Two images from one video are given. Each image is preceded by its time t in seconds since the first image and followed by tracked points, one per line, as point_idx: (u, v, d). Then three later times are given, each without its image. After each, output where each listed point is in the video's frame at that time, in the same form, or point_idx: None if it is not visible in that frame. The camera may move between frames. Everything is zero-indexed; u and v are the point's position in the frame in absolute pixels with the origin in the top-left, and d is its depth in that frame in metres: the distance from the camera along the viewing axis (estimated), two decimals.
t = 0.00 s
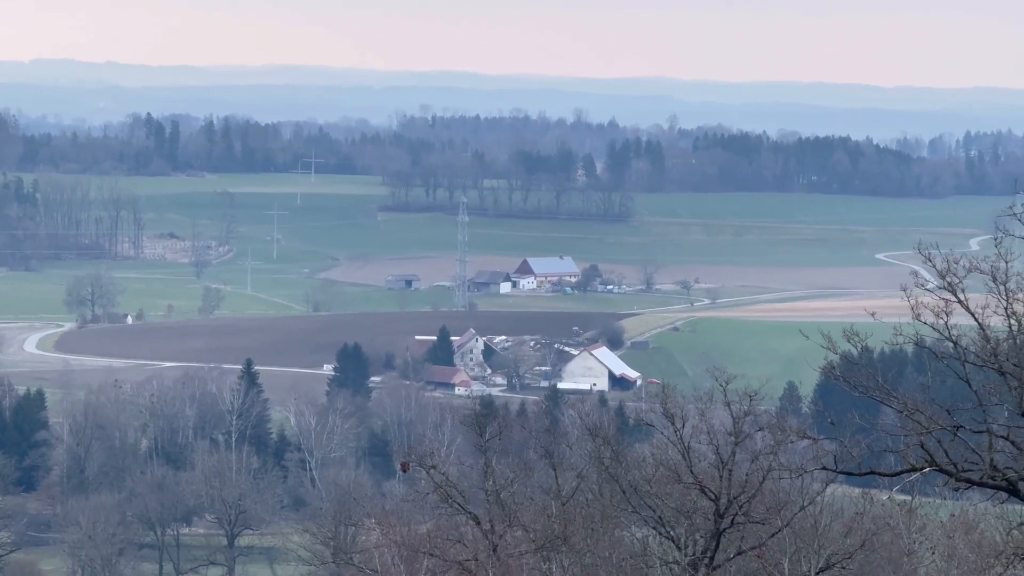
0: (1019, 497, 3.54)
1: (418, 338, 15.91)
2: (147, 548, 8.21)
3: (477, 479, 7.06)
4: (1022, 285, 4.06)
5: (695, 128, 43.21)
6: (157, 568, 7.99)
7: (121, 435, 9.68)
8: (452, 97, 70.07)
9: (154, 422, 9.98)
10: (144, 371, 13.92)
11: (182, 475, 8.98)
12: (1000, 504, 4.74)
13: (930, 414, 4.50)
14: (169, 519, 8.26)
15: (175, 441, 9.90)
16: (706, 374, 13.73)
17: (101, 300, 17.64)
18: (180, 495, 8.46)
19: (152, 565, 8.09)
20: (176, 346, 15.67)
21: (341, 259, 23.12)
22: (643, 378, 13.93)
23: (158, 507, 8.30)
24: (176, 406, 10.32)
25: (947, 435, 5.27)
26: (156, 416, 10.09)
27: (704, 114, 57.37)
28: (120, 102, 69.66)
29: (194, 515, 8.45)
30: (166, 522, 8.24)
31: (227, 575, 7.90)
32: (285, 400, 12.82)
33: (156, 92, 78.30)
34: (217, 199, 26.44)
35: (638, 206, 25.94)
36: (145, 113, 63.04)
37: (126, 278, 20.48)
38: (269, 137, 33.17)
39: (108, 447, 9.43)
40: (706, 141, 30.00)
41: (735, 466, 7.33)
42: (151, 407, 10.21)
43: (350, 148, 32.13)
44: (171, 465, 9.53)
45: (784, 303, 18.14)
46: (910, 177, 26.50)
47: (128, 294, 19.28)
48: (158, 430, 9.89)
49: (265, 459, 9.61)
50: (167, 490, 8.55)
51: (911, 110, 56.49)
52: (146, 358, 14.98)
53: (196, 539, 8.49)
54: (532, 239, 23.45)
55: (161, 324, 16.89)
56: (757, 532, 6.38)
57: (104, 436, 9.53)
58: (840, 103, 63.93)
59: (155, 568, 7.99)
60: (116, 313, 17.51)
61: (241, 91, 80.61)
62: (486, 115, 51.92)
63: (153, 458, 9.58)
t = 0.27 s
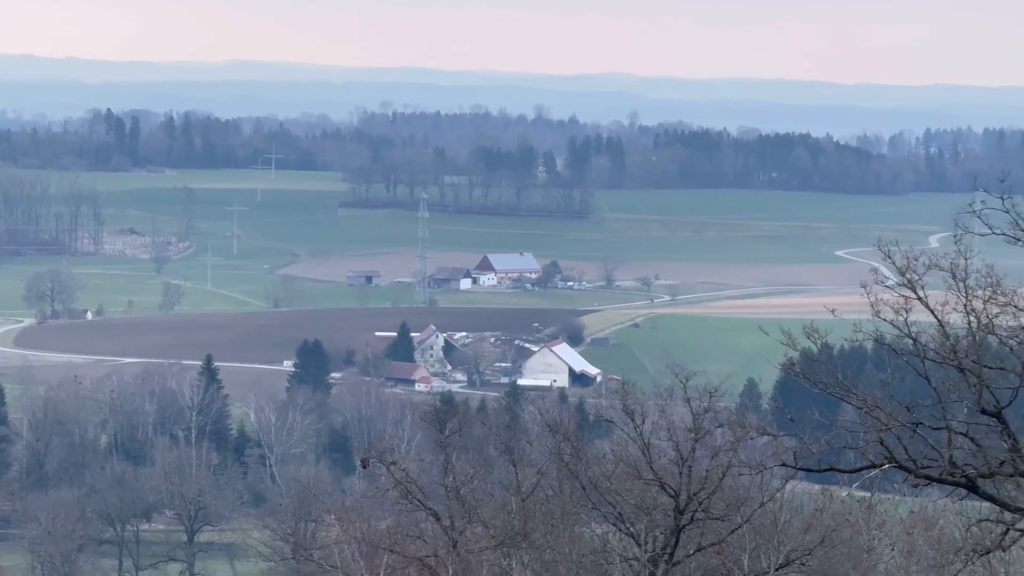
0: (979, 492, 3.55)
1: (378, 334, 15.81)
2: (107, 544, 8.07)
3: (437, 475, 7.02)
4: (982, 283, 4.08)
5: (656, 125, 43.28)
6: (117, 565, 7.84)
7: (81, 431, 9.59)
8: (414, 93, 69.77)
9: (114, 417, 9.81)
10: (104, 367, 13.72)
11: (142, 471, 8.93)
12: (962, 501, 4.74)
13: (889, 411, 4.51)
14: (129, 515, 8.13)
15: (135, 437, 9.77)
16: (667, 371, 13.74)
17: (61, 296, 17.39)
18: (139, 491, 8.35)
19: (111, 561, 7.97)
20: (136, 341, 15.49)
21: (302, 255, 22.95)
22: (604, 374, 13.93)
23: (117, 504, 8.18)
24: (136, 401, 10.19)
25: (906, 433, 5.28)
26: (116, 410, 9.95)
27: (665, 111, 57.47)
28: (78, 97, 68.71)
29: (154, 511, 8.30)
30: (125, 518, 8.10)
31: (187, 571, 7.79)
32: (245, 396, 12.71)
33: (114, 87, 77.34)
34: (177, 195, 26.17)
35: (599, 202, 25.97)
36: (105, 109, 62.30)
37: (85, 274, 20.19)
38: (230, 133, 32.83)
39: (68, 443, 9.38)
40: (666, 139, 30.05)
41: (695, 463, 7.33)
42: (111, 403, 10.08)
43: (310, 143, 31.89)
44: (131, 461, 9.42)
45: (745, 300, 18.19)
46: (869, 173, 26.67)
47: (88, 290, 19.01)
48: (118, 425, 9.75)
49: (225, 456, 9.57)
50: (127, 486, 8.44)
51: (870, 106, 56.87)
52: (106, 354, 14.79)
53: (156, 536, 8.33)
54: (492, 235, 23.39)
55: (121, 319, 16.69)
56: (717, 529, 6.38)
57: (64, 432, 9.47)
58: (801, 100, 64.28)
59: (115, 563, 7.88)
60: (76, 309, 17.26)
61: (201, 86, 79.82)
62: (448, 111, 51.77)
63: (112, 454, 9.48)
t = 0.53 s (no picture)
0: (932, 490, 3.60)
1: (332, 331, 15.66)
2: (60, 541, 7.99)
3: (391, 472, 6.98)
4: (935, 280, 4.15)
5: (612, 121, 43.35)
6: (70, 562, 7.73)
7: (33, 428, 9.51)
8: (370, 90, 69.29)
9: (67, 413, 9.74)
10: (57, 364, 13.48)
11: (96, 468, 8.84)
12: (909, 498, 4.84)
13: (842, 408, 4.54)
14: (82, 512, 8.05)
15: (88, 434, 9.69)
16: (621, 368, 13.77)
17: (13, 294, 17.10)
18: (92, 488, 8.25)
19: (64, 557, 7.87)
20: (89, 338, 15.26)
21: (256, 252, 22.73)
22: (558, 371, 13.90)
23: (70, 501, 8.08)
24: (88, 398, 10.05)
25: (858, 429, 5.34)
26: (68, 407, 9.82)
27: (621, 108, 57.53)
28: (26, 92, 67.50)
29: (107, 508, 8.22)
30: (79, 515, 8.01)
31: (141, 567, 7.64)
32: (199, 393, 12.60)
33: (64, 81, 76.07)
34: (131, 192, 25.85)
35: (553, 200, 26.00)
36: (56, 104, 61.35)
37: (36, 270, 19.86)
38: (184, 130, 32.29)
39: (21, 441, 9.35)
40: (621, 136, 30.10)
41: (649, 460, 7.35)
42: (63, 399, 9.92)
43: (264, 139, 31.55)
44: (84, 459, 9.39)
45: (699, 297, 18.26)
46: (824, 170, 26.78)
47: (40, 287, 18.66)
48: (71, 422, 9.68)
49: (178, 453, 9.52)
50: (80, 483, 8.33)
51: (822, 102, 57.23)
52: (59, 350, 14.56)
53: (110, 532, 8.31)
54: (447, 232, 23.28)
55: (74, 316, 16.44)
56: (670, 525, 6.39)
57: (16, 429, 9.42)
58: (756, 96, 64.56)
59: (67, 561, 7.78)
60: (27, 306, 16.94)
61: (153, 81, 78.75)
62: (404, 107, 51.52)
63: (66, 450, 9.47)
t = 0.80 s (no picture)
0: (877, 489, 3.66)
1: (279, 329, 15.45)
2: (5, 540, 8.04)
3: (337, 470, 6.92)
4: (881, 278, 4.20)
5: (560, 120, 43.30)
6: (15, 561, 7.83)
7: None
8: (316, 88, 68.63)
9: (12, 412, 9.86)
10: None
11: (41, 466, 8.94)
12: (851, 495, 4.90)
13: (787, 406, 4.56)
14: (27, 511, 8.12)
15: (33, 432, 9.75)
16: (568, 366, 13.77)
17: None
18: (37, 487, 8.35)
19: (9, 556, 7.93)
20: (34, 338, 14.84)
21: (203, 250, 22.43)
22: (504, 368, 13.86)
23: (15, 500, 8.16)
24: (33, 397, 10.19)
25: (803, 427, 5.39)
26: (14, 406, 9.94)
27: (569, 106, 57.46)
28: None
29: (52, 507, 8.30)
30: (24, 514, 8.09)
31: (86, 566, 7.76)
32: (144, 391, 12.44)
33: None
34: (77, 189, 25.00)
35: (500, 199, 26.01)
36: None
37: None
38: (131, 129, 31.16)
39: None
40: (568, 134, 30.10)
41: (595, 458, 7.36)
42: (8, 398, 10.04)
43: (210, 139, 30.84)
44: (30, 456, 9.35)
45: (646, 296, 18.31)
46: (769, 171, 27.01)
47: None
48: (17, 421, 9.75)
49: (124, 451, 9.51)
50: (24, 482, 8.45)
51: (769, 101, 57.52)
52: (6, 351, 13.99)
53: (55, 530, 8.33)
54: (393, 229, 23.12)
55: (17, 314, 15.99)
56: (616, 523, 6.40)
57: None
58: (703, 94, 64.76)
59: (12, 559, 7.88)
60: None
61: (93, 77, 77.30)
62: (350, 105, 51.11)
63: (11, 449, 9.41)
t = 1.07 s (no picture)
0: (818, 488, 3.71)
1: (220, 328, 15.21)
2: None
3: (279, 470, 6.83)
4: (821, 278, 4.27)
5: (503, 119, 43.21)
6: None
7: None
8: (256, 85, 67.74)
9: None
10: None
11: None
12: (794, 494, 4.95)
13: (729, 405, 4.58)
14: None
15: None
16: (508, 365, 13.76)
17: None
18: None
19: None
20: None
21: (143, 250, 22.06)
22: (446, 368, 13.79)
23: None
24: None
25: (743, 427, 5.40)
26: None
27: (514, 105, 57.29)
28: None
29: None
30: None
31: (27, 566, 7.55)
32: (84, 390, 12.24)
33: None
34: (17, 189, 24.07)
35: (442, 198, 25.98)
36: None
37: None
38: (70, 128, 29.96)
39: None
40: (508, 134, 30.05)
41: (538, 458, 7.34)
42: None
43: (151, 138, 29.81)
44: None
45: (587, 296, 18.36)
46: (711, 169, 27.03)
47: None
48: None
49: (64, 450, 9.37)
50: None
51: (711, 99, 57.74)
52: None
53: None
54: (335, 229, 22.87)
55: None
56: (558, 523, 6.39)
57: None
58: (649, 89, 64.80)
59: None
60: None
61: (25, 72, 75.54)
62: (291, 104, 50.55)
63: None
